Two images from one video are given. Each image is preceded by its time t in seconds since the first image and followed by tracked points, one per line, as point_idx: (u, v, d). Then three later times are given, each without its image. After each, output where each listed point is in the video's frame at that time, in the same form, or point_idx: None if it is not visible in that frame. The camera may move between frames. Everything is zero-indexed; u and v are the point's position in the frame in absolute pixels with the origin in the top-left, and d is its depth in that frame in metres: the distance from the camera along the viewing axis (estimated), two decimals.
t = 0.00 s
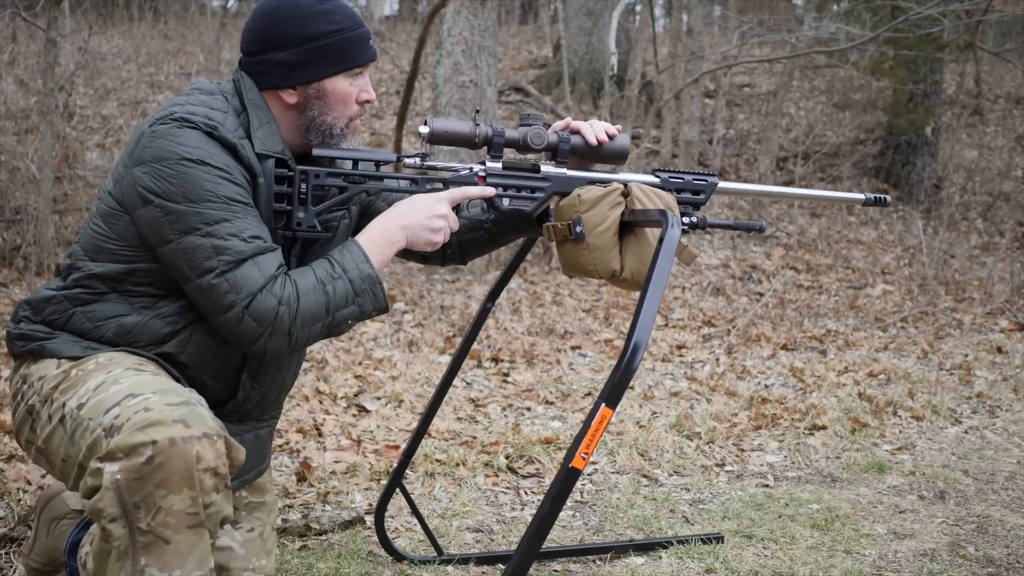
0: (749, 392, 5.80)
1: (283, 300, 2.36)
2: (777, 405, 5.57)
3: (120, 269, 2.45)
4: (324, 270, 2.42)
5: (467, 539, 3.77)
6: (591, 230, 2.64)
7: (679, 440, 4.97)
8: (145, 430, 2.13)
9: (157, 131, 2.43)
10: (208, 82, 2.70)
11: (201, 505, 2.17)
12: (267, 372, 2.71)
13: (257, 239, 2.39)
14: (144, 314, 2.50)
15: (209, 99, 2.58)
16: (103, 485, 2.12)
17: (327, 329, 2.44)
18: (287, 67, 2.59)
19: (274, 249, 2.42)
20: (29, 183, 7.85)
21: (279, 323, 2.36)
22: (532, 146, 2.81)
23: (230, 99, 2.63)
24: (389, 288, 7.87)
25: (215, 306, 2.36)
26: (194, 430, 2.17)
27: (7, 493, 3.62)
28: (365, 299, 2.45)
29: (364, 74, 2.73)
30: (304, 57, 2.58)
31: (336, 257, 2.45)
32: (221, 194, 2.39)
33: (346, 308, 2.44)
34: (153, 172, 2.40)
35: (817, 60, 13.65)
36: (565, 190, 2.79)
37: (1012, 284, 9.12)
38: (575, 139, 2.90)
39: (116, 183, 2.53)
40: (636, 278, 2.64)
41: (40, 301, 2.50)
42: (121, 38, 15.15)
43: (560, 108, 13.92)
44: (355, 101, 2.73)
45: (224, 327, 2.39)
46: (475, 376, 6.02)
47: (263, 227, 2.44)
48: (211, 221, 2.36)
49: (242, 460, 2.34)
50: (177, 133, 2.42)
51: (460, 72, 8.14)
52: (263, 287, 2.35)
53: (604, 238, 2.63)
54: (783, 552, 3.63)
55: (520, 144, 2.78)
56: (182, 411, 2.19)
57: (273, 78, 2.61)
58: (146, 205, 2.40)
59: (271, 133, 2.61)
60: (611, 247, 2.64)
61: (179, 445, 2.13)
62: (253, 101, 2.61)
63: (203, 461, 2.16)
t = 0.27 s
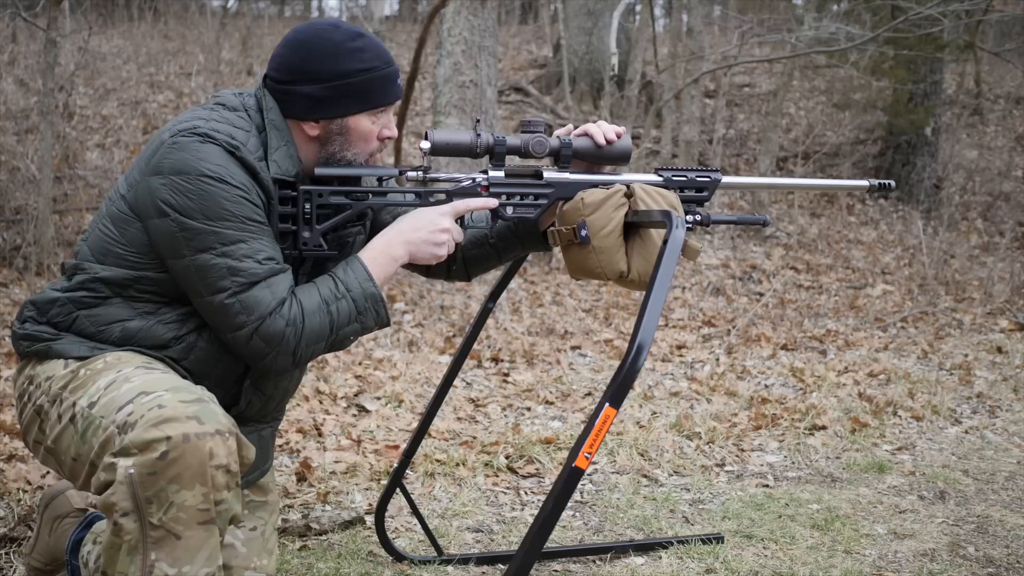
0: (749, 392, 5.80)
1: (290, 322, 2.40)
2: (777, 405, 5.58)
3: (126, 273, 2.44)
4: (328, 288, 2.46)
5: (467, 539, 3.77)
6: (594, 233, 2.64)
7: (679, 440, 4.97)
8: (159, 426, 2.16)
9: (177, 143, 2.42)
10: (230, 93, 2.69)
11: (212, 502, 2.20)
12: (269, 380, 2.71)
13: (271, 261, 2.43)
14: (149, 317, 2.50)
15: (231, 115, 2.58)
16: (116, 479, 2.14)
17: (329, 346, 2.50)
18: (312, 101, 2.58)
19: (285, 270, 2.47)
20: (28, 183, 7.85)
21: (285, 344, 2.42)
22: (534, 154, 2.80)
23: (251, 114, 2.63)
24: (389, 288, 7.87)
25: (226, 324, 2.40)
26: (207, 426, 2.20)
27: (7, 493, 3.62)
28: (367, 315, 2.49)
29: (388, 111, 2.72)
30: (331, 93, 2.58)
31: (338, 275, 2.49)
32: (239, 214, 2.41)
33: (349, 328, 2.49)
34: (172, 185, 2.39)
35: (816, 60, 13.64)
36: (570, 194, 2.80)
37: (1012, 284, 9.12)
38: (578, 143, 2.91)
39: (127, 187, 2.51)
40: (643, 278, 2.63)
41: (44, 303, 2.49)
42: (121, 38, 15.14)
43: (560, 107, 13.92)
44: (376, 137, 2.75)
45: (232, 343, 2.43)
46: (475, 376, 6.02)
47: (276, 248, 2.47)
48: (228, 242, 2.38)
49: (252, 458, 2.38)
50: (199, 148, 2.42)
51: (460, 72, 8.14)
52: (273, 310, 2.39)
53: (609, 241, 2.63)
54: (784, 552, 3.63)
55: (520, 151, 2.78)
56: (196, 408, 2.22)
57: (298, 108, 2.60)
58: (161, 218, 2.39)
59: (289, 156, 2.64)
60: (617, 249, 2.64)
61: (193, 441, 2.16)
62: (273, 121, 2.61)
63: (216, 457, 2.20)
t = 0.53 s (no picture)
0: (749, 392, 5.80)
1: (290, 322, 2.41)
2: (777, 405, 5.58)
3: (130, 275, 2.44)
4: (325, 288, 2.47)
5: (467, 539, 3.77)
6: (592, 233, 2.64)
7: (679, 440, 4.97)
8: (176, 423, 2.18)
9: (182, 141, 2.42)
10: (233, 95, 2.69)
11: (226, 498, 2.23)
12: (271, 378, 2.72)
13: (274, 262, 2.43)
14: (153, 319, 2.50)
15: (234, 117, 2.58)
16: (132, 475, 2.16)
17: (328, 345, 2.51)
18: (310, 121, 2.57)
19: (287, 270, 2.48)
20: (28, 183, 7.85)
21: (285, 343, 2.43)
22: (533, 154, 2.80)
23: (255, 116, 2.62)
24: (388, 288, 7.87)
25: (227, 323, 2.40)
26: (223, 423, 2.22)
27: (8, 493, 3.62)
28: (366, 314, 2.50)
29: (385, 135, 2.73)
30: (328, 115, 2.56)
31: (336, 275, 2.49)
32: (242, 214, 2.41)
33: (347, 328, 2.50)
34: (176, 183, 2.38)
35: (817, 60, 13.65)
36: (569, 195, 2.80)
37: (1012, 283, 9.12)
38: (578, 143, 2.91)
39: (128, 184, 2.50)
40: (643, 278, 2.63)
41: (45, 308, 2.48)
42: (121, 38, 15.15)
43: (560, 108, 13.92)
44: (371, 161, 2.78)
45: (233, 342, 2.44)
46: (475, 376, 6.02)
47: (279, 248, 2.48)
48: (232, 242, 2.39)
49: (263, 457, 2.40)
50: (204, 147, 2.42)
51: (460, 72, 8.13)
52: (275, 310, 2.39)
53: (608, 241, 2.63)
54: (784, 552, 3.63)
55: (520, 151, 2.78)
56: (212, 406, 2.24)
57: (296, 125, 2.59)
58: (164, 216, 2.39)
59: (284, 163, 2.63)
60: (617, 249, 2.63)
61: (210, 437, 2.18)
62: (272, 129, 2.60)
63: (231, 454, 2.22)
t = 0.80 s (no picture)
0: (749, 392, 5.80)
1: (290, 322, 2.41)
2: (777, 405, 5.58)
3: (130, 274, 2.44)
4: (325, 288, 2.47)
5: (467, 539, 3.77)
6: (592, 233, 2.64)
7: (679, 440, 4.97)
8: (177, 421, 2.18)
9: (187, 140, 2.42)
10: (235, 96, 2.68)
11: (227, 496, 2.23)
12: (269, 377, 2.73)
13: (276, 262, 2.44)
14: (152, 318, 2.50)
15: (238, 118, 2.58)
16: (132, 473, 2.16)
17: (326, 345, 2.51)
18: (309, 128, 2.57)
19: (288, 271, 2.48)
20: (28, 183, 7.85)
21: (285, 342, 2.43)
22: (533, 155, 2.80)
23: (258, 118, 2.62)
24: (388, 288, 7.87)
25: (228, 322, 2.40)
26: (224, 421, 2.22)
27: (7, 493, 3.62)
28: (364, 315, 2.50)
29: (384, 143, 2.73)
30: (328, 124, 2.56)
31: (335, 275, 2.49)
32: (245, 214, 2.41)
33: (347, 328, 2.50)
34: (179, 182, 2.38)
35: (817, 60, 13.65)
36: (569, 195, 2.80)
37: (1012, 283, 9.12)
38: (577, 143, 2.91)
39: (130, 183, 2.49)
40: (643, 278, 2.63)
41: (44, 308, 2.47)
42: (121, 38, 15.16)
43: (560, 107, 13.93)
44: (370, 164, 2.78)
45: (233, 342, 2.44)
46: (475, 376, 6.02)
47: (281, 249, 2.48)
48: (235, 242, 2.39)
49: (262, 454, 2.41)
50: (208, 146, 2.42)
51: (460, 72, 8.13)
52: (276, 310, 2.39)
53: (608, 241, 2.63)
54: (784, 552, 3.62)
55: (519, 151, 2.78)
56: (213, 404, 2.24)
57: (296, 131, 2.59)
58: (167, 215, 2.39)
59: (283, 166, 2.63)
60: (617, 249, 2.63)
61: (211, 435, 2.18)
62: (273, 133, 2.60)
63: (232, 452, 2.22)
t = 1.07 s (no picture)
0: (749, 392, 5.80)
1: (289, 322, 2.41)
2: (777, 405, 5.58)
3: (131, 274, 2.44)
4: (325, 289, 2.47)
5: (467, 539, 3.77)
6: (592, 233, 2.64)
7: (679, 440, 4.97)
8: (182, 421, 2.18)
9: (187, 141, 2.42)
10: (235, 97, 2.68)
11: (231, 496, 2.23)
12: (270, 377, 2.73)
13: (276, 262, 2.44)
14: (153, 318, 2.50)
15: (238, 119, 2.57)
16: (137, 473, 2.16)
17: (326, 345, 2.51)
18: (308, 129, 2.57)
19: (288, 271, 2.48)
20: (28, 183, 7.85)
21: (285, 342, 2.43)
22: (532, 155, 2.81)
23: (259, 119, 2.61)
24: (388, 288, 7.88)
25: (227, 322, 2.40)
26: (229, 421, 2.23)
27: (7, 493, 3.62)
28: (364, 315, 2.50)
29: (383, 144, 2.74)
30: (327, 125, 2.56)
31: (336, 276, 2.50)
32: (246, 214, 2.41)
33: (346, 328, 2.50)
34: (180, 182, 2.38)
35: (816, 60, 13.65)
36: (569, 195, 2.80)
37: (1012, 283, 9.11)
38: (577, 143, 2.91)
39: (130, 182, 2.49)
40: (643, 278, 2.62)
41: (45, 308, 2.47)
42: (121, 38, 15.17)
43: (560, 107, 13.93)
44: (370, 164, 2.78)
45: (233, 342, 2.44)
46: (475, 376, 6.02)
47: (281, 249, 2.48)
48: (235, 242, 2.39)
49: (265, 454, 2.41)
50: (209, 147, 2.42)
51: (460, 72, 8.13)
52: (276, 310, 2.39)
53: (608, 241, 2.63)
54: (783, 552, 3.62)
55: (518, 152, 2.78)
56: (217, 404, 2.25)
57: (295, 133, 2.59)
58: (167, 215, 2.38)
59: (283, 167, 2.63)
60: (617, 249, 2.63)
61: (215, 434, 2.19)
62: (272, 135, 2.60)
63: (236, 451, 2.22)
